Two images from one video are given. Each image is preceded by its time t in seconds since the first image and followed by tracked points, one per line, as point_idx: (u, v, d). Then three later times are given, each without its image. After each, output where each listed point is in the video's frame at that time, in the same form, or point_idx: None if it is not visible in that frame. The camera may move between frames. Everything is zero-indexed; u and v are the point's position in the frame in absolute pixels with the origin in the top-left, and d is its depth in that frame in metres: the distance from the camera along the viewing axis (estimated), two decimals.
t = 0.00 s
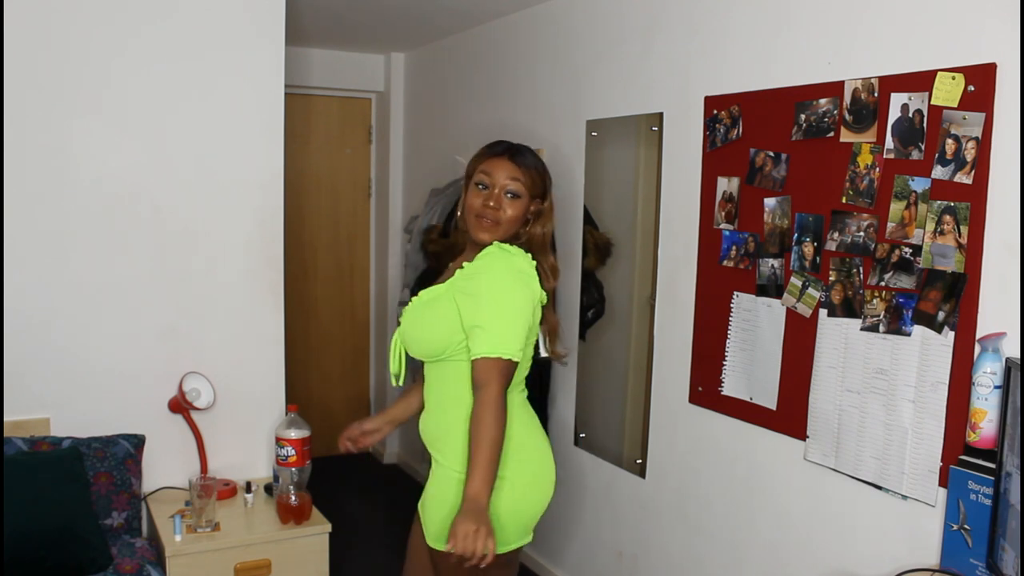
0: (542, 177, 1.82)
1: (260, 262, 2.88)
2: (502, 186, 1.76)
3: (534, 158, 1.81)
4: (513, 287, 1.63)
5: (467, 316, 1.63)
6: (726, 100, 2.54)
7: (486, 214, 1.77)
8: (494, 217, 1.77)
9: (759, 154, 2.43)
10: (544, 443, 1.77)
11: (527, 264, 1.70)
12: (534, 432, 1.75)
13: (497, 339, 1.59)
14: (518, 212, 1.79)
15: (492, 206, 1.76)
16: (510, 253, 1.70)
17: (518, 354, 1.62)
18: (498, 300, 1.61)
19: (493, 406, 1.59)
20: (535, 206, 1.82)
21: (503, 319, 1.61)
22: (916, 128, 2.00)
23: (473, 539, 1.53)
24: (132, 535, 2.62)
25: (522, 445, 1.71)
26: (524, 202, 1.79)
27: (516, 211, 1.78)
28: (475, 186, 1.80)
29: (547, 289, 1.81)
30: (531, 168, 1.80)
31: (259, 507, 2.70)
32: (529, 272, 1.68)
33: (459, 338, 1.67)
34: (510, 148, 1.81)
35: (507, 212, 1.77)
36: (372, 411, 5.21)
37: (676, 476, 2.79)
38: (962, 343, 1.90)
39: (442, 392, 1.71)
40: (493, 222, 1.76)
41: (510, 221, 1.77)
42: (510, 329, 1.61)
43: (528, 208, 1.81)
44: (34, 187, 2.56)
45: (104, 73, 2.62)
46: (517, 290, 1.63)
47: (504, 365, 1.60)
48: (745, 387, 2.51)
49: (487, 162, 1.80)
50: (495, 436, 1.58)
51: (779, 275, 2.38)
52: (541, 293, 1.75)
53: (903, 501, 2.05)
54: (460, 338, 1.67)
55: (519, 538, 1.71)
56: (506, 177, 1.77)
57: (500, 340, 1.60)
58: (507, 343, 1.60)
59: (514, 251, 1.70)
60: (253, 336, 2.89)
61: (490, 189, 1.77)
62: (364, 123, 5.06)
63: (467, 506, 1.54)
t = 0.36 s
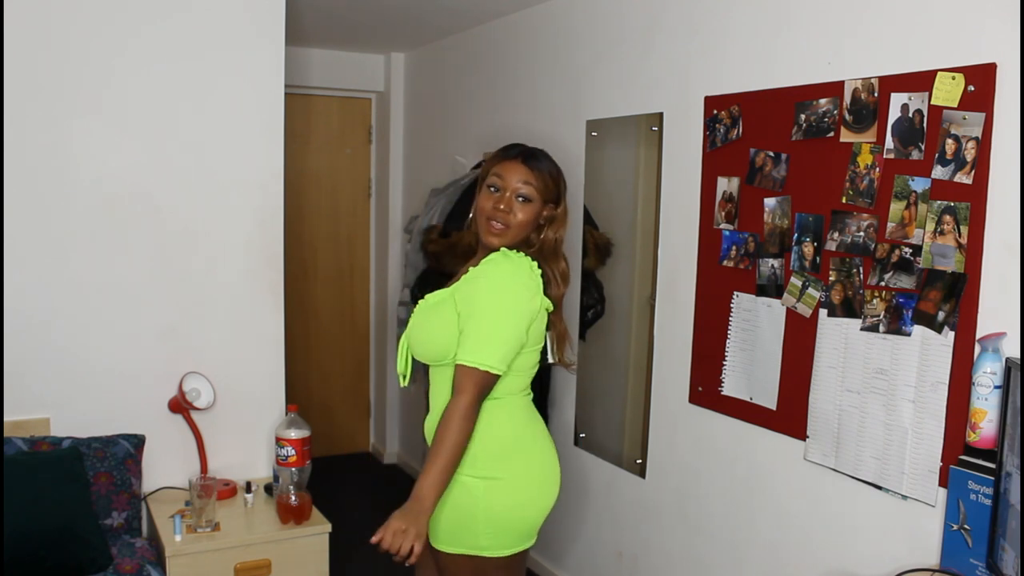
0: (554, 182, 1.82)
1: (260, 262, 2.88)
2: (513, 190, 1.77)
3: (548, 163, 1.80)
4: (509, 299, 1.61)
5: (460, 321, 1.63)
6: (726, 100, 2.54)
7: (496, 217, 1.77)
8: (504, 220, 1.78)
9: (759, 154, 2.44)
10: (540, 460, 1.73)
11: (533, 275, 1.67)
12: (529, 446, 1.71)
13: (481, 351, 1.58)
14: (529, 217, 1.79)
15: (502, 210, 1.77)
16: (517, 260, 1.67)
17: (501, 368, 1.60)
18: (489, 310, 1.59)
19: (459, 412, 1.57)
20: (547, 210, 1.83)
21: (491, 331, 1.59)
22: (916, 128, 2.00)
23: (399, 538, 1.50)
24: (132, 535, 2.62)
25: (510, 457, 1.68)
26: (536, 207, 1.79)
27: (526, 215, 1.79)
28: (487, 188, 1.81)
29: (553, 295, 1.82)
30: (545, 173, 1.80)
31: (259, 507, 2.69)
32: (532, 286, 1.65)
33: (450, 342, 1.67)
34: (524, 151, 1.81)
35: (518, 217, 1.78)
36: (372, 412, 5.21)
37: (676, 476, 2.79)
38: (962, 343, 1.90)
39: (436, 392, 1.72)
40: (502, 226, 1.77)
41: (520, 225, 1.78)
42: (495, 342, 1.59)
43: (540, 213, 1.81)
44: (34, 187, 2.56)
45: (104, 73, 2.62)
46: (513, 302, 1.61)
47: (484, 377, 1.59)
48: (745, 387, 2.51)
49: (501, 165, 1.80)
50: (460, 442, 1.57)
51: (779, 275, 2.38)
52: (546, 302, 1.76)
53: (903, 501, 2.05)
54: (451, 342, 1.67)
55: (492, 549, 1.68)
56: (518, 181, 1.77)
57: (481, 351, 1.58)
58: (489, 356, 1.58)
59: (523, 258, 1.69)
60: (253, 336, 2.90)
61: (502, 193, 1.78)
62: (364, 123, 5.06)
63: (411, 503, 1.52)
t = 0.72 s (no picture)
0: (579, 179, 1.83)
1: (260, 262, 2.88)
2: (538, 185, 1.77)
3: (574, 159, 1.81)
4: (535, 300, 1.61)
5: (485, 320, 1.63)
6: (726, 100, 2.54)
7: (519, 211, 1.78)
8: (528, 214, 1.78)
9: (759, 154, 2.43)
10: (554, 462, 1.72)
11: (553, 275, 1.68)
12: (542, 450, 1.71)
13: (508, 348, 1.58)
14: (552, 212, 1.80)
15: (526, 203, 1.77)
16: (540, 260, 1.68)
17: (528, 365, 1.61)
18: (516, 311, 1.59)
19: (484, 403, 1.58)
20: (570, 206, 1.83)
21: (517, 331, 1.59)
22: (916, 128, 2.00)
23: (403, 513, 1.47)
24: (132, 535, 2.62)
25: (522, 452, 1.68)
26: (559, 203, 1.80)
27: (550, 210, 1.79)
28: (512, 182, 1.81)
29: (573, 291, 1.84)
30: (570, 169, 1.80)
31: (259, 507, 2.69)
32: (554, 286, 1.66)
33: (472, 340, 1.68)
34: (550, 147, 1.82)
35: (542, 212, 1.79)
36: (372, 411, 5.21)
37: (677, 476, 2.79)
38: (962, 343, 1.90)
39: (456, 385, 1.72)
40: (526, 220, 1.77)
41: (544, 220, 1.79)
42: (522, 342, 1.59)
43: (563, 209, 1.82)
44: (34, 187, 2.56)
45: (104, 74, 2.62)
46: (538, 301, 1.62)
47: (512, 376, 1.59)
48: (745, 387, 2.50)
49: (526, 160, 1.80)
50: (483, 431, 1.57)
51: (779, 275, 2.38)
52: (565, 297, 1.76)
53: (903, 501, 2.05)
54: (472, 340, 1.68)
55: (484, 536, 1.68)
56: (543, 176, 1.77)
57: (509, 351, 1.58)
58: (517, 356, 1.59)
59: (545, 258, 1.70)
60: (253, 336, 2.90)
61: (526, 187, 1.78)
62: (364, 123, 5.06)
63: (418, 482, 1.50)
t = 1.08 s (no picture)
0: (603, 184, 1.81)
1: (260, 263, 2.88)
2: (561, 191, 1.76)
3: (597, 165, 1.80)
4: (573, 297, 1.62)
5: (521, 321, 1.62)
6: (726, 100, 2.54)
7: (543, 217, 1.76)
8: (551, 220, 1.77)
9: (759, 154, 2.44)
10: (566, 468, 1.72)
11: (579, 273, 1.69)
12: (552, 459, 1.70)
13: (549, 349, 1.58)
14: (576, 218, 1.78)
15: (549, 209, 1.76)
16: (562, 260, 1.68)
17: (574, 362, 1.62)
18: (558, 308, 1.60)
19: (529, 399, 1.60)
20: (592, 211, 1.82)
21: (560, 328, 1.59)
22: (916, 128, 2.00)
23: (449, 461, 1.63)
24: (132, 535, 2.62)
25: (535, 458, 1.67)
26: (582, 209, 1.78)
27: (573, 216, 1.78)
28: (535, 189, 1.80)
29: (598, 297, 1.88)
30: (593, 176, 1.79)
31: (259, 507, 2.70)
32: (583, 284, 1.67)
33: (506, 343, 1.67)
34: (573, 153, 1.80)
35: (565, 218, 1.77)
36: (372, 411, 5.21)
37: (676, 475, 2.79)
38: (962, 343, 1.90)
39: (490, 387, 1.71)
40: (549, 226, 1.76)
41: (566, 226, 1.77)
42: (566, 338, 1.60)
43: (587, 215, 1.80)
44: (34, 187, 2.56)
45: (105, 74, 2.62)
46: (569, 301, 1.61)
47: (560, 374, 1.59)
48: (745, 387, 2.50)
49: (549, 166, 1.79)
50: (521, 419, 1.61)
51: (779, 275, 2.38)
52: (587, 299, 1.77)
53: (903, 501, 2.05)
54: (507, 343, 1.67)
55: (485, 535, 1.68)
56: (566, 182, 1.76)
57: (555, 347, 1.58)
58: (563, 352, 1.59)
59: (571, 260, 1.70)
60: (253, 336, 2.90)
61: (549, 193, 1.77)
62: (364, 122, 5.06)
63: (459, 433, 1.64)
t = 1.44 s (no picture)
0: (596, 183, 1.75)
1: (260, 263, 2.88)
2: (547, 188, 1.72)
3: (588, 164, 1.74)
4: (554, 298, 1.62)
5: (502, 320, 1.63)
6: (726, 100, 2.54)
7: (529, 213, 1.74)
8: (538, 215, 1.73)
9: (759, 154, 2.44)
10: (550, 471, 1.70)
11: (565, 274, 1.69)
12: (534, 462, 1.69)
13: (526, 347, 1.58)
14: (564, 215, 1.73)
15: (534, 205, 1.73)
16: (545, 260, 1.68)
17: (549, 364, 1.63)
18: (536, 308, 1.60)
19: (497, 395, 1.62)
20: (584, 211, 1.75)
21: (538, 328, 1.59)
22: (916, 128, 2.00)
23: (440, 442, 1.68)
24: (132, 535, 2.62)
25: (514, 460, 1.67)
26: (571, 206, 1.73)
27: (561, 213, 1.73)
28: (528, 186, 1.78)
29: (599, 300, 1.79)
30: (582, 174, 1.73)
31: (259, 507, 2.70)
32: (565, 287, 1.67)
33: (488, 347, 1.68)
34: (565, 151, 1.76)
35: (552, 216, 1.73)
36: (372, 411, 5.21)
37: (676, 475, 2.79)
38: (962, 343, 1.90)
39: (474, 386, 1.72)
40: (534, 222, 1.73)
41: (554, 224, 1.72)
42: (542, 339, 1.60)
43: (579, 214, 1.75)
44: (34, 187, 2.56)
45: (104, 74, 2.62)
46: (548, 302, 1.61)
47: (537, 374, 1.59)
48: (745, 387, 2.51)
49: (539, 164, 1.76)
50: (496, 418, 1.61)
51: (779, 275, 2.38)
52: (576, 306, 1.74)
53: (903, 501, 2.05)
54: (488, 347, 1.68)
55: (466, 533, 1.69)
56: (552, 179, 1.72)
57: (532, 346, 1.58)
58: (541, 351, 1.59)
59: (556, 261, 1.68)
60: (253, 336, 2.90)
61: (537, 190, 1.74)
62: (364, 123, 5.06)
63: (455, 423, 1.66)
